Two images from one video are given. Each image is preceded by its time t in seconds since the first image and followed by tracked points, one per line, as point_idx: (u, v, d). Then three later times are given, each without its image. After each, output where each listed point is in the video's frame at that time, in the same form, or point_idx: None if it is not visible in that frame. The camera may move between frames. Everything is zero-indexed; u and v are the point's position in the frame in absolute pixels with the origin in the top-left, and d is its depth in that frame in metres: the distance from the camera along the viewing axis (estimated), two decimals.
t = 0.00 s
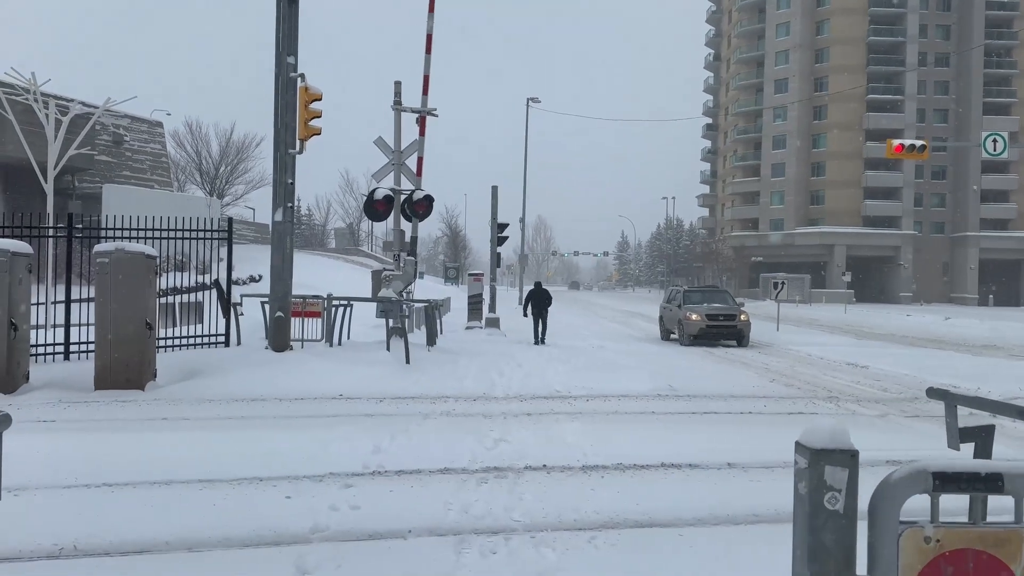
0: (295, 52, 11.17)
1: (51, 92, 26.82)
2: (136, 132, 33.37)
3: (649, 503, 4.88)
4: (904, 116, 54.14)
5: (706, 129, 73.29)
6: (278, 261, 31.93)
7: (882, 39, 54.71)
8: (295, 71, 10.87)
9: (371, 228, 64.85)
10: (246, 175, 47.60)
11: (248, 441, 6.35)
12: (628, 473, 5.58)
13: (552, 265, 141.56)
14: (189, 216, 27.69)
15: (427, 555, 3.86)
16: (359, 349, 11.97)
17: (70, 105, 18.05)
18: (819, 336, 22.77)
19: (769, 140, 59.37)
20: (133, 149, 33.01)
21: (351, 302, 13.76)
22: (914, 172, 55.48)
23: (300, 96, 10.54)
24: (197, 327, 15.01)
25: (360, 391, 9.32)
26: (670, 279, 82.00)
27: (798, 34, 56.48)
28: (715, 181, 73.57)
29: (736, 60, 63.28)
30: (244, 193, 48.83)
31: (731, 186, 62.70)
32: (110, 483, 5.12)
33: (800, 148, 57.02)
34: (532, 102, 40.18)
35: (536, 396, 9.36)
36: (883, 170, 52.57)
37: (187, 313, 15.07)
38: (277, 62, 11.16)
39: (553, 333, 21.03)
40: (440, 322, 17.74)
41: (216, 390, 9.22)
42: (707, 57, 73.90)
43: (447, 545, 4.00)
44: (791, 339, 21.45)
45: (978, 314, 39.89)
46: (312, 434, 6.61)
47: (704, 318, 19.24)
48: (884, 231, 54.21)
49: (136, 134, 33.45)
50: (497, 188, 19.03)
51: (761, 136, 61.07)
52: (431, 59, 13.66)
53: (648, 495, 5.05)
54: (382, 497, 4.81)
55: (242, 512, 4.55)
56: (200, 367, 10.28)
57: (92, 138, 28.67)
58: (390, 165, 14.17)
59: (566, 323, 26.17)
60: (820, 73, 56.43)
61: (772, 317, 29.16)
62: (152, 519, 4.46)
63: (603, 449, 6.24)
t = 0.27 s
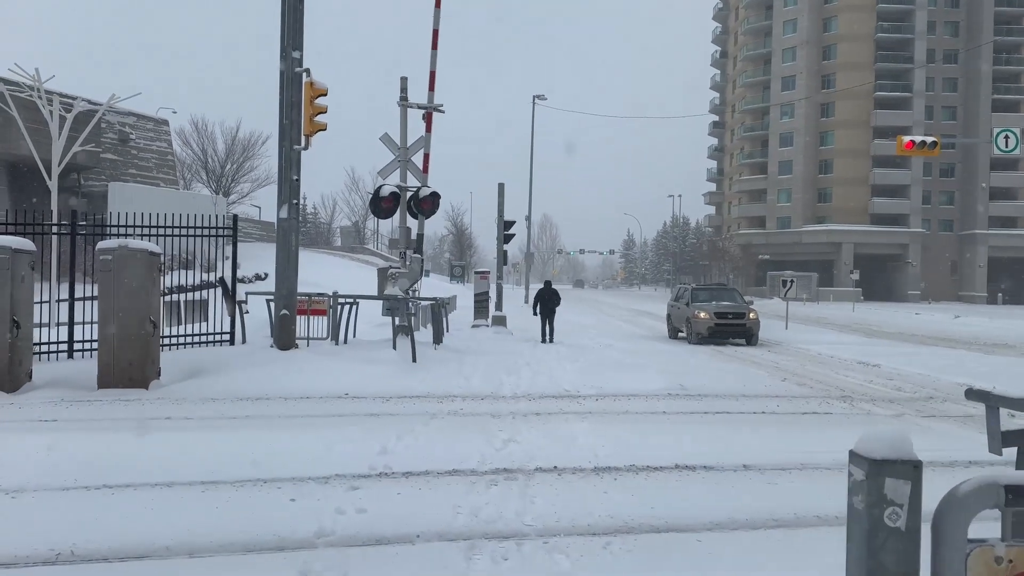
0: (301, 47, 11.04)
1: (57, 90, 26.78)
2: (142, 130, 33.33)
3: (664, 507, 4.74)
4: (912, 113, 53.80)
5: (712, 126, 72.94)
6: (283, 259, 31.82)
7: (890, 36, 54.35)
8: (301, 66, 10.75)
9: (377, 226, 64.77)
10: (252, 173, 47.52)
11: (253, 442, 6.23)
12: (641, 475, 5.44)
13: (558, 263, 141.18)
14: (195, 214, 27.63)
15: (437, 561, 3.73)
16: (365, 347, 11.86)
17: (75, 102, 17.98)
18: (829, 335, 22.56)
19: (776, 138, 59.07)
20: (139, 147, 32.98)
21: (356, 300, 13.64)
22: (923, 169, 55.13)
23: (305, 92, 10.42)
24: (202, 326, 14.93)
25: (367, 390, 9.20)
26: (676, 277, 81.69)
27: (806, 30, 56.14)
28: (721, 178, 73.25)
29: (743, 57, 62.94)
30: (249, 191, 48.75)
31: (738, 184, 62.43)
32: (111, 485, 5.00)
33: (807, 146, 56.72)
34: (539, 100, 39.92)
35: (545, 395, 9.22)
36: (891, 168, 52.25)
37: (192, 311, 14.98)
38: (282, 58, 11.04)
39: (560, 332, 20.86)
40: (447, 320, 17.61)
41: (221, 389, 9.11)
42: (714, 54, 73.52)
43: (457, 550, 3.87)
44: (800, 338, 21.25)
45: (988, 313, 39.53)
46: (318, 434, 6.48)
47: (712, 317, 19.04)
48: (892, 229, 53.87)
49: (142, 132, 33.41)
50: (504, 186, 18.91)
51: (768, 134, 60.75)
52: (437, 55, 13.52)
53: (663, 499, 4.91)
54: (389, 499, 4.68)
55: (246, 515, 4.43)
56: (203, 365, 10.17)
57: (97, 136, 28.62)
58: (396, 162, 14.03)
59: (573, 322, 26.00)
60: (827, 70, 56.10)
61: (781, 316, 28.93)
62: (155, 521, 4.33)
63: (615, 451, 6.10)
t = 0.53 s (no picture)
0: (304, 46, 10.89)
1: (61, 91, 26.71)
2: (146, 131, 33.26)
3: (681, 518, 4.58)
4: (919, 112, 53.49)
5: (718, 126, 72.65)
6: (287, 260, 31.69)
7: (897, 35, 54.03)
8: (304, 64, 10.60)
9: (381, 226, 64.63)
10: (256, 173, 47.41)
11: (254, 449, 6.08)
12: (654, 483, 5.29)
13: (563, 263, 140.88)
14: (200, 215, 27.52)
15: None
16: (370, 349, 11.71)
17: (79, 102, 17.86)
18: (837, 336, 22.37)
19: (782, 137, 58.78)
20: (143, 148, 32.89)
21: (361, 302, 13.49)
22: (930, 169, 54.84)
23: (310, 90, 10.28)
24: (205, 327, 14.80)
25: (371, 393, 9.05)
26: (681, 277, 81.40)
27: (812, 29, 55.82)
28: (727, 178, 72.96)
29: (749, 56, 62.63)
30: (254, 191, 48.65)
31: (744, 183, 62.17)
32: (108, 494, 4.85)
33: (814, 145, 56.42)
34: (544, 99, 39.73)
35: (552, 398, 9.07)
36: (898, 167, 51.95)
37: (195, 312, 14.85)
38: (286, 56, 10.90)
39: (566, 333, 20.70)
40: (452, 321, 17.46)
41: (223, 391, 8.98)
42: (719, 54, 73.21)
43: (466, 566, 3.72)
44: (809, 339, 21.06)
45: (997, 313, 39.20)
46: (321, 441, 6.33)
47: (720, 318, 18.84)
48: (898, 229, 53.57)
49: (147, 132, 33.32)
50: (510, 186, 18.76)
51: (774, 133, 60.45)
52: (442, 53, 13.37)
53: (678, 509, 4.76)
54: (394, 509, 4.53)
55: (244, 527, 4.28)
56: (206, 368, 10.03)
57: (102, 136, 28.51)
58: (401, 162, 13.89)
59: (578, 322, 25.82)
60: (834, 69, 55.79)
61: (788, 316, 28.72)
62: (153, 533, 4.19)
63: (626, 458, 5.96)
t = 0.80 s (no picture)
0: (307, 46, 10.78)
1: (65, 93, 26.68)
2: (149, 133, 33.21)
3: (694, 530, 4.43)
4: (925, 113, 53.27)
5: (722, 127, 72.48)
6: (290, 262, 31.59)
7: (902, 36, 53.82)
8: (307, 65, 10.49)
9: (385, 229, 64.55)
10: (260, 176, 47.36)
11: (254, 456, 5.94)
12: (665, 493, 5.15)
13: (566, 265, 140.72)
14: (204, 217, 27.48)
15: None
16: (373, 352, 11.59)
17: (81, 104, 17.81)
18: (843, 338, 22.21)
19: (786, 139, 58.59)
20: (147, 150, 32.85)
21: (364, 305, 13.37)
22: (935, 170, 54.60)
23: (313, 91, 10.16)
24: (207, 330, 14.68)
25: (375, 398, 8.91)
26: (685, 279, 81.20)
27: (817, 31, 55.64)
28: (731, 180, 72.77)
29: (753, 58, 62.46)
30: (258, 194, 48.59)
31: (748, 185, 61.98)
32: (103, 504, 4.72)
33: (819, 146, 56.21)
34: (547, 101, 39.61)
35: (559, 403, 8.93)
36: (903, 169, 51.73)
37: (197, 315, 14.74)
38: (288, 56, 10.79)
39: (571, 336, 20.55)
40: (456, 325, 17.33)
41: (225, 396, 8.85)
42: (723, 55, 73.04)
43: None
44: (815, 342, 20.91)
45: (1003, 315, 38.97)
46: (324, 448, 6.20)
47: (726, 320, 18.69)
48: (903, 231, 53.32)
49: (150, 134, 33.28)
50: (514, 188, 18.65)
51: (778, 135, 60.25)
52: (446, 54, 13.26)
53: (689, 520, 4.62)
54: (397, 520, 4.40)
55: (243, 540, 4.14)
56: (208, 372, 9.90)
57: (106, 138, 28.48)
58: (404, 163, 13.77)
59: (583, 325, 25.67)
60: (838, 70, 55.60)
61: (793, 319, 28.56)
62: (150, 545, 4.07)
63: (635, 466, 5.82)
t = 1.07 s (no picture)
0: (308, 48, 10.64)
1: (66, 98, 26.61)
2: (151, 138, 33.15)
3: (710, 546, 4.25)
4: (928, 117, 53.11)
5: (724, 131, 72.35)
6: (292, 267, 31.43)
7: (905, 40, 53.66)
8: (308, 67, 10.36)
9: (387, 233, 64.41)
10: (262, 180, 47.27)
11: (252, 467, 5.78)
12: (677, 505, 4.98)
13: (568, 269, 141.13)
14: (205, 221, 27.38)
15: None
16: (375, 358, 11.42)
17: (81, 108, 17.69)
18: (849, 344, 22.01)
19: (789, 143, 58.46)
20: (149, 154, 32.78)
21: (366, 310, 13.21)
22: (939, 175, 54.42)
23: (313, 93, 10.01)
24: (207, 335, 14.51)
25: (376, 405, 8.76)
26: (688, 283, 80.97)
27: (820, 35, 55.52)
28: (734, 184, 72.60)
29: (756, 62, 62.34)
30: (260, 198, 48.47)
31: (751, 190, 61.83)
32: (95, 516, 4.56)
33: (822, 150, 56.06)
34: (549, 106, 39.52)
35: (565, 409, 8.77)
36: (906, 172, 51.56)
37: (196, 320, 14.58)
38: (289, 59, 10.65)
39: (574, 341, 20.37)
40: (458, 330, 17.15)
41: (225, 403, 8.71)
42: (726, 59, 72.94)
43: None
44: (821, 347, 20.70)
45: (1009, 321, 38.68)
46: (325, 457, 6.05)
47: (731, 325, 18.51)
48: (907, 235, 53.12)
49: (152, 139, 33.22)
50: (516, 191, 18.50)
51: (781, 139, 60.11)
52: (449, 56, 13.14)
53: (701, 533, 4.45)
54: (398, 535, 4.23)
55: (241, 554, 3.98)
56: (208, 378, 9.76)
57: (108, 142, 28.41)
58: (407, 167, 13.62)
59: (585, 329, 25.50)
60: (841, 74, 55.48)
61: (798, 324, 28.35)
62: (141, 560, 3.90)
63: (644, 478, 5.64)
